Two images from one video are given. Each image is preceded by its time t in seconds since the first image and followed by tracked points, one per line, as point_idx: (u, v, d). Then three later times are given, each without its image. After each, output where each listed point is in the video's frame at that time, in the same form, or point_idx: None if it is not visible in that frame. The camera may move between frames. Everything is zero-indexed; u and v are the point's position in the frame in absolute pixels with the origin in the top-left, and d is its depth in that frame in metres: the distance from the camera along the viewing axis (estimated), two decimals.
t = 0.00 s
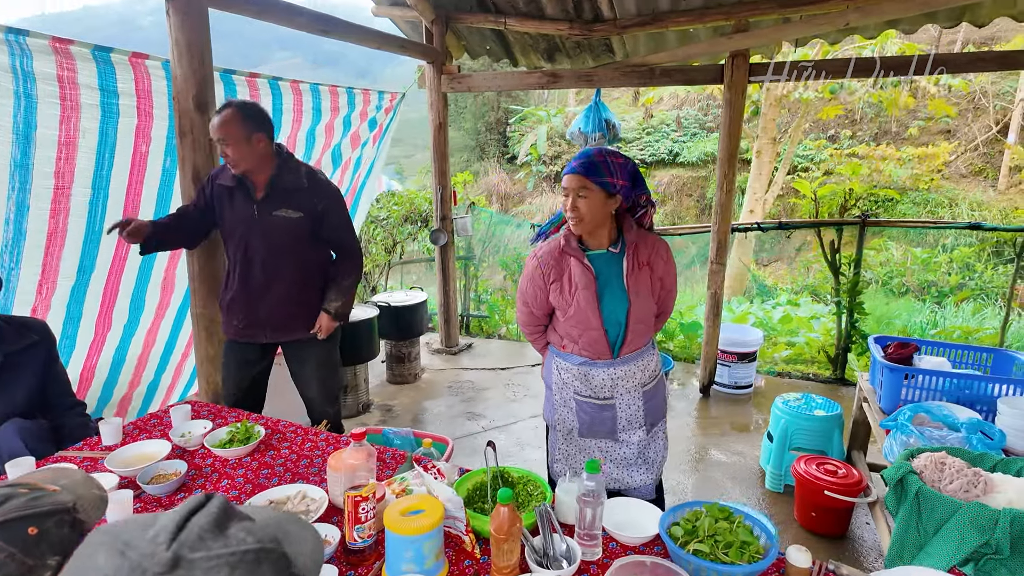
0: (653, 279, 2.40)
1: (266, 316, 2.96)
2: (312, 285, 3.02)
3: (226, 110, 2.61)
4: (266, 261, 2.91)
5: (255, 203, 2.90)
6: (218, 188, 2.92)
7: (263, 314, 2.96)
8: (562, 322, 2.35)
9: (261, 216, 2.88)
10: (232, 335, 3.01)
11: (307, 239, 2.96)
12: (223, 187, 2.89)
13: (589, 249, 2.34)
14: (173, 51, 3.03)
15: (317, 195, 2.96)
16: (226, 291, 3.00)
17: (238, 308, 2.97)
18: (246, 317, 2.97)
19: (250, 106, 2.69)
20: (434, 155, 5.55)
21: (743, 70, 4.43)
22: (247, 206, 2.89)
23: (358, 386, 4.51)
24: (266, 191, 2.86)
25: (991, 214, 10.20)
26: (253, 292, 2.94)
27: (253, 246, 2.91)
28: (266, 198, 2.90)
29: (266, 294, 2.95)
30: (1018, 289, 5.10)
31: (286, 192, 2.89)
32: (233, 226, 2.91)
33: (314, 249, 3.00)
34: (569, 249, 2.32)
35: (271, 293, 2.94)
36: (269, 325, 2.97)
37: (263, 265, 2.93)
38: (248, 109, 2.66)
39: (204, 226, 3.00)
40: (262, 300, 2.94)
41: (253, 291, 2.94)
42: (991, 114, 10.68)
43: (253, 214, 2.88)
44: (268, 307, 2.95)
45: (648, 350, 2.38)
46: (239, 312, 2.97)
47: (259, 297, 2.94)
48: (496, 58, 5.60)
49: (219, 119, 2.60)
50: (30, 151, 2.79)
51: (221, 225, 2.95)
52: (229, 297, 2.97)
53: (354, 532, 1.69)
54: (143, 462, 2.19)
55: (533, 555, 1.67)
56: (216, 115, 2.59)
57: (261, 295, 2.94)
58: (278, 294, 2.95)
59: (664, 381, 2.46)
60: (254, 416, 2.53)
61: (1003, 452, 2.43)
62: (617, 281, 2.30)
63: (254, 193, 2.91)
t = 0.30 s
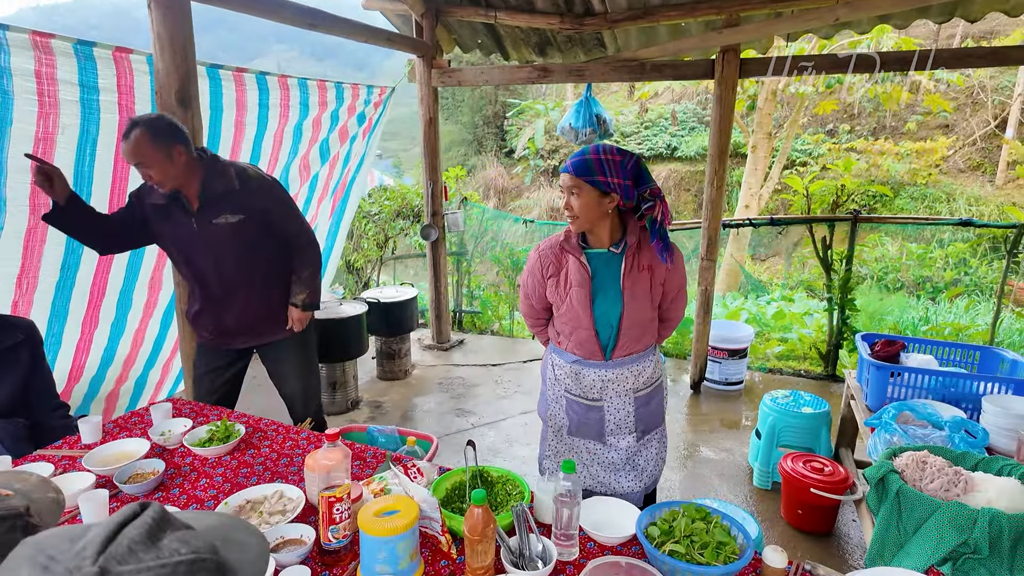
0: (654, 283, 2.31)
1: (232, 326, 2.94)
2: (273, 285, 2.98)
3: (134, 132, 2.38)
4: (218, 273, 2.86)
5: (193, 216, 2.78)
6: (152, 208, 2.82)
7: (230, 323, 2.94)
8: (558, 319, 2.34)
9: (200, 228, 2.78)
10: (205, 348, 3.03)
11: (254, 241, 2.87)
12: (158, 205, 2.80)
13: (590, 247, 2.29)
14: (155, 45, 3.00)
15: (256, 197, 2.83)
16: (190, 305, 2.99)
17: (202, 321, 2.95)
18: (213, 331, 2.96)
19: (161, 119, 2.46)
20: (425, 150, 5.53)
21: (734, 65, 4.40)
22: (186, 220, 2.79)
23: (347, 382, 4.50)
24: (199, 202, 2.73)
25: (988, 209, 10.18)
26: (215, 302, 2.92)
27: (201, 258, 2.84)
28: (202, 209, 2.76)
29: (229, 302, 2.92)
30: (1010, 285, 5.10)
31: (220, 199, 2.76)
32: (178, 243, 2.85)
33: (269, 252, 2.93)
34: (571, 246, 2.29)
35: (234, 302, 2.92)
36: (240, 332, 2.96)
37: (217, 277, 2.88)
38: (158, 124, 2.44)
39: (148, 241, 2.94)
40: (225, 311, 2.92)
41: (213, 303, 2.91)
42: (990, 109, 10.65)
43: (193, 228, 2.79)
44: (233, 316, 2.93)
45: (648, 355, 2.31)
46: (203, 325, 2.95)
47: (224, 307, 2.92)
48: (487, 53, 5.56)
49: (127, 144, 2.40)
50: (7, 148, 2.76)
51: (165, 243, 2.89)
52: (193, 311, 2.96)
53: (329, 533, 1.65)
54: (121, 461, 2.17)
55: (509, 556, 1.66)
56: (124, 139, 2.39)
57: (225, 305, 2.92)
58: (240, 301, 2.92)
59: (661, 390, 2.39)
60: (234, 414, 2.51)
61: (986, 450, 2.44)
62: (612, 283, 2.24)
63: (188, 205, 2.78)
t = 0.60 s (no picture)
0: (654, 281, 2.26)
1: (197, 321, 2.97)
2: (233, 276, 2.99)
3: (94, 107, 2.36)
4: (176, 268, 2.86)
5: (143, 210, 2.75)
6: (99, 205, 2.77)
7: (194, 317, 2.97)
8: (554, 310, 2.35)
9: (153, 222, 2.75)
10: (169, 345, 3.04)
11: (209, 231, 2.85)
12: (105, 200, 2.75)
13: (589, 239, 2.28)
14: (142, 36, 2.97)
15: (209, 184, 2.80)
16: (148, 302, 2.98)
17: (164, 317, 2.97)
18: (178, 327, 2.98)
19: (119, 102, 2.44)
20: (418, 143, 5.52)
21: (727, 58, 4.40)
22: (137, 214, 2.75)
23: (338, 376, 4.50)
24: (152, 194, 2.70)
25: (982, 203, 10.22)
26: (176, 297, 2.93)
27: (157, 253, 2.81)
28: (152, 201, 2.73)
29: (189, 297, 2.93)
30: (1000, 277, 5.14)
31: (172, 190, 2.73)
32: (131, 239, 2.81)
33: (226, 243, 2.92)
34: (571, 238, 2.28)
35: (196, 296, 2.93)
36: (204, 326, 3.00)
37: (174, 272, 2.87)
38: (112, 107, 2.41)
39: (94, 239, 2.89)
40: (186, 307, 2.94)
41: (174, 299, 2.92)
42: (984, 102, 10.67)
43: (146, 222, 2.75)
44: (196, 310, 2.96)
45: (645, 354, 2.26)
46: (167, 323, 2.98)
47: (186, 303, 2.94)
48: (480, 45, 5.53)
49: (79, 126, 2.36)
50: None
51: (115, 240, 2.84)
52: (152, 307, 2.95)
53: (316, 525, 1.65)
54: (110, 454, 2.17)
55: (495, 547, 1.66)
56: (77, 121, 2.35)
57: (188, 301, 2.93)
58: (202, 296, 2.94)
59: (658, 388, 2.34)
60: (223, 408, 2.51)
61: (972, 442, 2.46)
62: (608, 277, 2.23)
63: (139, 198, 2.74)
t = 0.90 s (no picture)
0: (639, 276, 2.27)
1: (173, 313, 2.95)
2: (218, 271, 3.01)
3: (122, 82, 2.49)
4: (164, 254, 2.86)
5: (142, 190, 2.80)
6: (97, 182, 2.79)
7: (171, 309, 2.94)
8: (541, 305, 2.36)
9: (150, 203, 2.79)
10: (141, 338, 2.98)
11: (203, 221, 2.90)
12: (103, 177, 2.78)
13: (575, 234, 2.29)
14: (127, 30, 2.93)
15: (210, 173, 2.89)
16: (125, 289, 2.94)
17: (139, 306, 2.93)
18: (153, 319, 2.95)
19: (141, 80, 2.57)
20: (407, 138, 5.50)
21: (715, 53, 4.42)
22: (134, 193, 2.78)
23: (328, 372, 4.50)
24: (153, 174, 2.76)
25: (969, 198, 10.32)
26: (157, 285, 2.91)
27: (147, 236, 2.82)
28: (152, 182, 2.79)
29: (170, 287, 2.92)
30: (985, 271, 5.20)
31: (175, 174, 2.81)
32: (122, 220, 2.82)
33: (216, 236, 2.97)
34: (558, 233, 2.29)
35: (178, 286, 2.93)
36: (179, 320, 2.97)
37: (160, 258, 2.87)
38: (137, 83, 2.55)
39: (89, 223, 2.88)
40: (166, 297, 2.92)
41: (154, 287, 2.91)
42: (972, 98, 10.77)
43: (142, 202, 2.78)
44: (175, 301, 2.94)
45: (630, 349, 2.28)
46: (142, 314, 2.94)
47: (166, 292, 2.92)
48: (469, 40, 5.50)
49: (101, 94, 2.47)
50: None
51: (106, 219, 2.85)
52: (130, 294, 2.90)
53: (303, 522, 1.65)
54: (96, 452, 2.16)
55: (482, 542, 1.67)
56: (101, 90, 2.47)
57: (169, 290, 2.92)
58: (183, 287, 2.93)
59: (644, 383, 2.36)
60: (210, 405, 2.50)
61: (953, 433, 2.50)
62: (593, 272, 2.24)
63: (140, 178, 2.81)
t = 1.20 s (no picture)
0: (615, 271, 2.28)
1: (164, 309, 2.89)
2: (214, 270, 2.99)
3: (133, 78, 2.45)
4: (161, 248, 2.84)
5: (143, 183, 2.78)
6: (98, 171, 2.76)
7: (161, 304, 2.88)
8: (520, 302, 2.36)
9: (151, 195, 2.78)
10: (128, 332, 2.92)
11: (201, 218, 2.89)
12: (105, 168, 2.76)
13: (552, 230, 2.29)
14: (100, 26, 2.88)
15: (214, 172, 2.89)
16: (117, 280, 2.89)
17: (131, 299, 2.88)
18: (143, 314, 2.89)
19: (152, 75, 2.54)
20: (389, 135, 5.47)
21: (695, 51, 4.46)
22: (135, 185, 2.76)
23: (310, 372, 4.47)
24: (156, 167, 2.76)
25: (945, 194, 10.50)
26: (148, 279, 2.87)
27: (144, 229, 2.80)
28: (154, 176, 2.77)
29: (161, 281, 2.87)
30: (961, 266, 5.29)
31: (177, 169, 2.80)
32: (121, 211, 2.79)
33: (213, 234, 2.96)
34: (532, 230, 2.29)
35: (172, 281, 2.88)
36: (168, 317, 2.91)
37: (156, 251, 2.84)
38: (148, 78, 2.52)
39: (88, 213, 2.84)
40: (158, 292, 2.87)
41: (147, 281, 2.86)
42: (948, 96, 10.95)
43: (142, 194, 2.77)
44: (167, 297, 2.89)
45: (608, 344, 2.29)
46: (133, 308, 2.89)
47: (159, 288, 2.87)
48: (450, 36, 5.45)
49: (111, 87, 2.43)
50: None
51: (103, 209, 2.82)
52: (124, 287, 2.86)
53: (282, 522, 1.63)
54: (70, 455, 2.12)
55: (463, 539, 1.67)
56: (111, 83, 2.43)
57: (161, 285, 2.87)
58: (177, 283, 2.89)
59: (623, 378, 2.37)
60: (189, 405, 2.47)
61: (928, 425, 2.55)
62: (572, 268, 2.24)
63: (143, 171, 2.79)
